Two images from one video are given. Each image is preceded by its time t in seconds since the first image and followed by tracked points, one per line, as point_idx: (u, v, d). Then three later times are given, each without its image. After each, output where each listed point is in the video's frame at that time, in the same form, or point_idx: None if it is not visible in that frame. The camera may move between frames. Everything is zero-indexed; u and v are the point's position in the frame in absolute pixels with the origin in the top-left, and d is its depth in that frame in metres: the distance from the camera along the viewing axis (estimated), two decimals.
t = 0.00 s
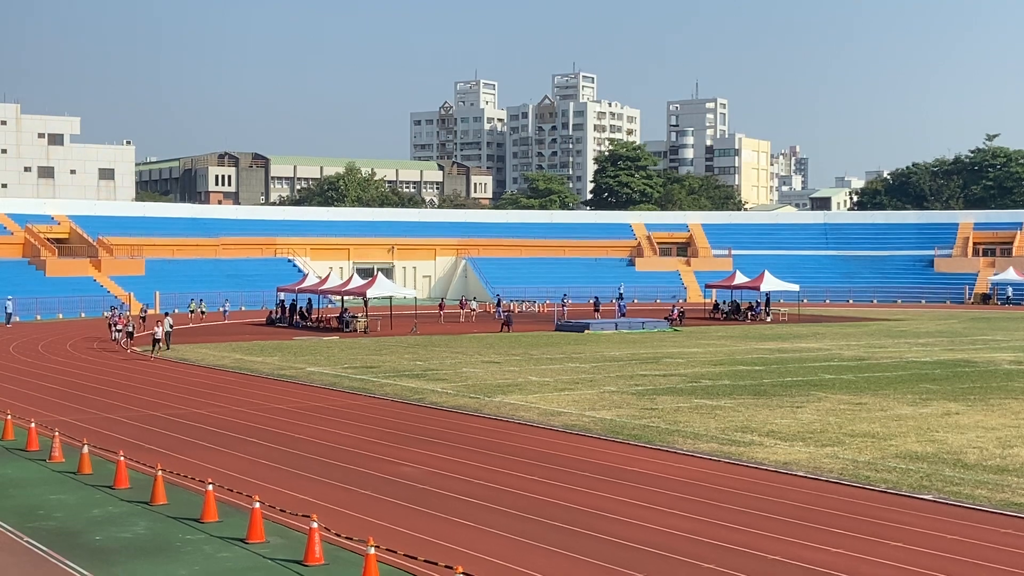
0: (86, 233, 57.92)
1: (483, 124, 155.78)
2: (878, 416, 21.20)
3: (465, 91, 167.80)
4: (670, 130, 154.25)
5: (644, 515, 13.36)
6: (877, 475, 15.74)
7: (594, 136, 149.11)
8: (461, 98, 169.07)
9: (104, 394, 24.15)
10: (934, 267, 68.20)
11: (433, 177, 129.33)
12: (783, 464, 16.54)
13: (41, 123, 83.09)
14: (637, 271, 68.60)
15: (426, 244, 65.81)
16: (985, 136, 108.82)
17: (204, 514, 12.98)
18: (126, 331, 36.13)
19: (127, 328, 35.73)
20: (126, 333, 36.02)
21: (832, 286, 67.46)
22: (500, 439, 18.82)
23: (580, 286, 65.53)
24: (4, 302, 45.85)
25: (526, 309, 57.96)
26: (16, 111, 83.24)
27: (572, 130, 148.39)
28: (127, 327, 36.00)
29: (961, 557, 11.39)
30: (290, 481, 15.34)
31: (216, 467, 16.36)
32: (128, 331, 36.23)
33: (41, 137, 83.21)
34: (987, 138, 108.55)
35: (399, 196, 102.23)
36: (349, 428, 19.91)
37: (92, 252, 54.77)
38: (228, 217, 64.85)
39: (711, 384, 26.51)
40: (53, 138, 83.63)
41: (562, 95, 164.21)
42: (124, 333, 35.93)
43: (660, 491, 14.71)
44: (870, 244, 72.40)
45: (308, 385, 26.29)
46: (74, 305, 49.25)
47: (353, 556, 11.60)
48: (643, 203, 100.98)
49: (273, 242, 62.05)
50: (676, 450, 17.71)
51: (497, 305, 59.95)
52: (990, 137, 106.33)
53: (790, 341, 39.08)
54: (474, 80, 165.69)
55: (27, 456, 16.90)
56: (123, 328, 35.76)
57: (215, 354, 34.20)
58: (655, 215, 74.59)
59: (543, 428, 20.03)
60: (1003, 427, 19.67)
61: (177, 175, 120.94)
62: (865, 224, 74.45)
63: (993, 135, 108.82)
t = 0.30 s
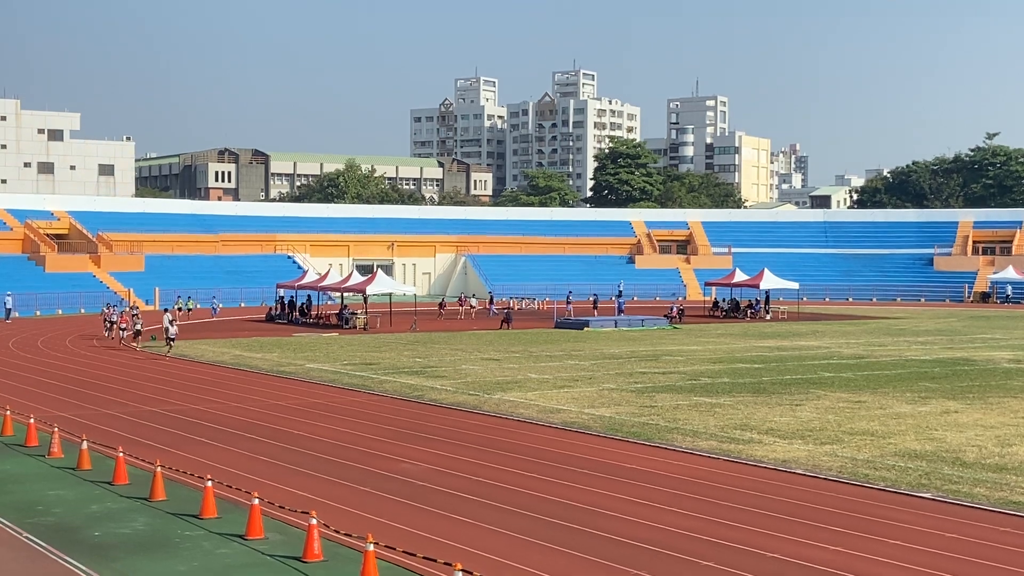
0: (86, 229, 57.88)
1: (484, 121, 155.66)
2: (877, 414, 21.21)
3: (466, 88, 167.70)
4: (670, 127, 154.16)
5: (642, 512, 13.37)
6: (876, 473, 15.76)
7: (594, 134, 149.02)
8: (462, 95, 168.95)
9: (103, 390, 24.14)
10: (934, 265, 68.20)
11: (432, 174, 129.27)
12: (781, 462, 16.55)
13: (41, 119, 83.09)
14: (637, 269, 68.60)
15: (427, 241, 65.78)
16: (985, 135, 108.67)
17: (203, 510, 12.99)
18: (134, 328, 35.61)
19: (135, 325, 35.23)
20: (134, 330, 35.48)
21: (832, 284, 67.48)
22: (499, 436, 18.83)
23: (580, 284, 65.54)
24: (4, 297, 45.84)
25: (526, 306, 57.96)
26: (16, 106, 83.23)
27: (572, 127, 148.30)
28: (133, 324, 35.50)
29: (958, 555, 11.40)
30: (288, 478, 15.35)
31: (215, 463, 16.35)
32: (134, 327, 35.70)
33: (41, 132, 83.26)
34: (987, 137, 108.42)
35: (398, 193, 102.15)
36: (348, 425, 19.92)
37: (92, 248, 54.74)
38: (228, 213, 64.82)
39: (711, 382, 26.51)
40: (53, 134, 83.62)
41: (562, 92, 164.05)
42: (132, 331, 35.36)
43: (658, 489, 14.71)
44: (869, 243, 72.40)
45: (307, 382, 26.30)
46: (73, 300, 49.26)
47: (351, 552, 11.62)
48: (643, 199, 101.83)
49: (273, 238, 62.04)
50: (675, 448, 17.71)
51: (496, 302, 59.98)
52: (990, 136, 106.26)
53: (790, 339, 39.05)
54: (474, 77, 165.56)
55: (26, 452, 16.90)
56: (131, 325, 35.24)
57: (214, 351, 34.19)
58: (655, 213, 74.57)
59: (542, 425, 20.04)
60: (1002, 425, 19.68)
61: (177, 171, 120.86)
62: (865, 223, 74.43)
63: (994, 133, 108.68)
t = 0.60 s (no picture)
0: (86, 225, 57.85)
1: (484, 118, 155.59)
2: (876, 412, 21.22)
3: (466, 85, 167.62)
4: (670, 125, 154.18)
5: (641, 510, 13.37)
6: (875, 471, 15.76)
7: (595, 131, 149.00)
8: (462, 92, 168.85)
9: (102, 386, 24.15)
10: (934, 264, 68.22)
11: (433, 171, 129.29)
12: (780, 460, 16.56)
13: (40, 115, 83.16)
14: (637, 267, 68.61)
15: (427, 238, 65.78)
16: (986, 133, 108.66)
17: (202, 506, 12.98)
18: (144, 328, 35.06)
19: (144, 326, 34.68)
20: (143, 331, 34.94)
21: (832, 282, 67.50)
22: (499, 433, 18.83)
23: (580, 281, 65.57)
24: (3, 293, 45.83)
25: (526, 303, 57.97)
26: (16, 102, 83.35)
27: (572, 125, 148.29)
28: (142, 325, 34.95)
29: (958, 554, 11.40)
30: (287, 474, 15.34)
31: (214, 459, 16.35)
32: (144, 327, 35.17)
33: (41, 128, 83.35)
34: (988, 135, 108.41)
35: (398, 190, 102.14)
36: (347, 422, 19.90)
37: (92, 244, 54.76)
38: (227, 210, 64.82)
39: (710, 380, 26.51)
40: (53, 129, 83.68)
41: (562, 89, 163.98)
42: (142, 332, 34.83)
43: (658, 486, 14.72)
44: (869, 241, 72.41)
45: (307, 378, 26.29)
46: (73, 296, 49.28)
47: (350, 549, 11.62)
48: (643, 197, 101.82)
49: (273, 235, 62.07)
50: (674, 445, 17.72)
51: (496, 299, 60.00)
52: (990, 134, 106.26)
53: (789, 337, 39.06)
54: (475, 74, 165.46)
55: (24, 448, 16.88)
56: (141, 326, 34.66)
57: (214, 347, 34.18)
58: (655, 211, 74.58)
59: (542, 423, 20.04)
60: (1001, 424, 19.69)
61: (177, 167, 120.83)
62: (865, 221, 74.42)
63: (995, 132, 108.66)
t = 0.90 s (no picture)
0: (85, 222, 57.84)
1: (483, 116, 155.59)
2: (875, 411, 21.23)
3: (465, 83, 167.63)
4: (670, 124, 154.17)
5: (641, 508, 13.37)
6: (874, 469, 15.77)
7: (594, 129, 149.01)
8: (462, 89, 168.82)
9: (102, 383, 24.14)
10: (933, 262, 68.24)
11: (432, 169, 129.30)
12: (779, 458, 16.58)
13: (40, 112, 83.26)
14: (636, 265, 68.61)
15: (426, 235, 65.77)
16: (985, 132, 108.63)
17: (201, 503, 12.99)
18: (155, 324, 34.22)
19: (157, 322, 33.90)
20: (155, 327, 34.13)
21: (831, 281, 67.53)
22: (498, 431, 18.85)
23: (579, 279, 65.56)
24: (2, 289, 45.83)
25: (526, 301, 57.96)
26: (15, 99, 83.52)
27: (572, 123, 148.31)
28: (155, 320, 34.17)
29: (959, 553, 11.39)
30: (285, 471, 15.35)
31: (213, 456, 16.35)
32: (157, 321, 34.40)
33: (40, 126, 83.41)
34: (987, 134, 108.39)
35: (398, 187, 102.16)
36: (348, 420, 19.87)
37: (91, 241, 54.78)
38: (227, 207, 64.77)
39: (709, 378, 26.54)
40: (53, 126, 83.79)
41: (562, 87, 163.97)
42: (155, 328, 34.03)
43: (657, 484, 14.72)
44: (869, 239, 72.41)
45: (307, 376, 26.28)
46: (72, 293, 49.25)
47: (349, 546, 11.63)
48: (642, 195, 101.90)
49: (272, 232, 62.06)
50: (672, 443, 17.74)
51: (496, 297, 59.99)
52: (990, 133, 106.28)
53: (789, 335, 39.11)
54: (475, 71, 165.31)
55: (23, 445, 16.88)
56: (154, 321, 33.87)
57: (213, 345, 34.17)
58: (654, 209, 74.58)
59: (541, 421, 20.05)
60: (1000, 423, 19.69)
61: (177, 164, 120.86)
62: (864, 219, 74.43)
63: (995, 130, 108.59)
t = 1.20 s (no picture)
0: (84, 220, 57.82)
1: (483, 114, 155.51)
2: (874, 410, 21.23)
3: (465, 81, 167.63)
4: (670, 122, 154.13)
5: (640, 507, 13.37)
6: (873, 468, 15.77)
7: (594, 127, 148.93)
8: (461, 88, 168.79)
9: (101, 381, 24.15)
10: (932, 261, 68.25)
11: (432, 167, 129.18)
12: (778, 456, 16.60)
13: (40, 110, 83.21)
14: (635, 264, 68.61)
15: (425, 234, 65.78)
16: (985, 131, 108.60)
17: (200, 501, 12.99)
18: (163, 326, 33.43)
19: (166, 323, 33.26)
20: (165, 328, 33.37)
21: (830, 280, 67.54)
22: (496, 429, 18.87)
23: (578, 278, 65.55)
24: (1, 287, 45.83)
25: (524, 299, 57.95)
26: (15, 96, 83.33)
27: (572, 121, 148.25)
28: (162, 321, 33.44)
29: (958, 552, 11.38)
30: (284, 469, 15.36)
31: (212, 454, 16.34)
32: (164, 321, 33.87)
33: (40, 123, 83.29)
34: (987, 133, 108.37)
35: (398, 185, 102.08)
36: (347, 418, 19.88)
37: (90, 238, 54.80)
38: (226, 205, 64.71)
39: (708, 376, 26.55)
40: (52, 124, 83.71)
41: (562, 85, 163.95)
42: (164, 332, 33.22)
43: (656, 483, 14.72)
44: (868, 238, 72.41)
45: (307, 374, 26.28)
46: (71, 290, 49.18)
47: (348, 544, 11.64)
48: (642, 193, 101.85)
49: (271, 230, 62.05)
50: (671, 442, 17.75)
51: (495, 295, 59.97)
52: (990, 132, 106.24)
53: (788, 334, 39.14)
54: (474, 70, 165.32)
55: (22, 442, 16.88)
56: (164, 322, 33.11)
57: (212, 342, 34.17)
58: (654, 207, 74.61)
59: (540, 419, 20.06)
60: (999, 422, 19.70)
61: (176, 161, 120.79)
62: (863, 218, 74.43)
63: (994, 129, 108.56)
